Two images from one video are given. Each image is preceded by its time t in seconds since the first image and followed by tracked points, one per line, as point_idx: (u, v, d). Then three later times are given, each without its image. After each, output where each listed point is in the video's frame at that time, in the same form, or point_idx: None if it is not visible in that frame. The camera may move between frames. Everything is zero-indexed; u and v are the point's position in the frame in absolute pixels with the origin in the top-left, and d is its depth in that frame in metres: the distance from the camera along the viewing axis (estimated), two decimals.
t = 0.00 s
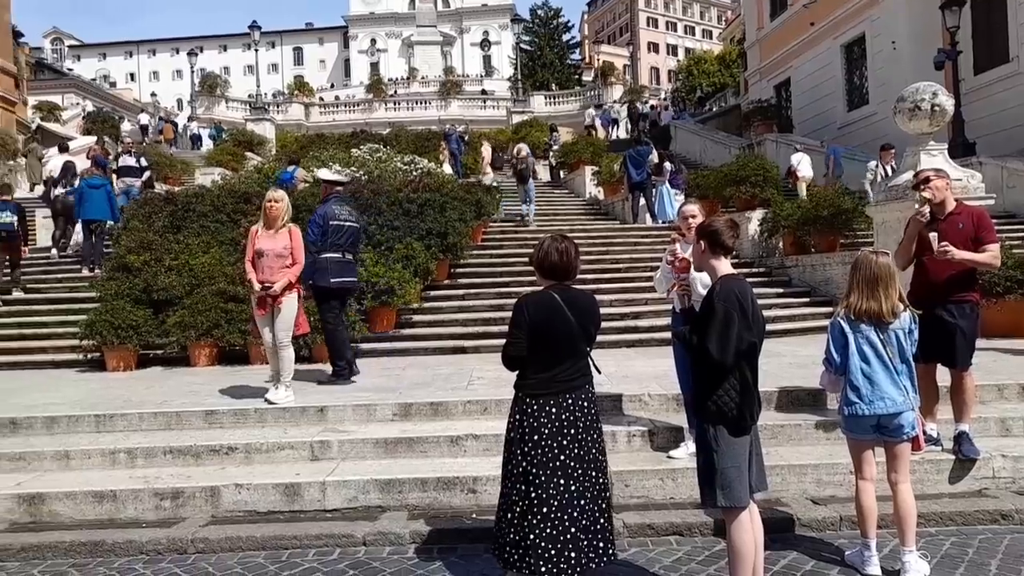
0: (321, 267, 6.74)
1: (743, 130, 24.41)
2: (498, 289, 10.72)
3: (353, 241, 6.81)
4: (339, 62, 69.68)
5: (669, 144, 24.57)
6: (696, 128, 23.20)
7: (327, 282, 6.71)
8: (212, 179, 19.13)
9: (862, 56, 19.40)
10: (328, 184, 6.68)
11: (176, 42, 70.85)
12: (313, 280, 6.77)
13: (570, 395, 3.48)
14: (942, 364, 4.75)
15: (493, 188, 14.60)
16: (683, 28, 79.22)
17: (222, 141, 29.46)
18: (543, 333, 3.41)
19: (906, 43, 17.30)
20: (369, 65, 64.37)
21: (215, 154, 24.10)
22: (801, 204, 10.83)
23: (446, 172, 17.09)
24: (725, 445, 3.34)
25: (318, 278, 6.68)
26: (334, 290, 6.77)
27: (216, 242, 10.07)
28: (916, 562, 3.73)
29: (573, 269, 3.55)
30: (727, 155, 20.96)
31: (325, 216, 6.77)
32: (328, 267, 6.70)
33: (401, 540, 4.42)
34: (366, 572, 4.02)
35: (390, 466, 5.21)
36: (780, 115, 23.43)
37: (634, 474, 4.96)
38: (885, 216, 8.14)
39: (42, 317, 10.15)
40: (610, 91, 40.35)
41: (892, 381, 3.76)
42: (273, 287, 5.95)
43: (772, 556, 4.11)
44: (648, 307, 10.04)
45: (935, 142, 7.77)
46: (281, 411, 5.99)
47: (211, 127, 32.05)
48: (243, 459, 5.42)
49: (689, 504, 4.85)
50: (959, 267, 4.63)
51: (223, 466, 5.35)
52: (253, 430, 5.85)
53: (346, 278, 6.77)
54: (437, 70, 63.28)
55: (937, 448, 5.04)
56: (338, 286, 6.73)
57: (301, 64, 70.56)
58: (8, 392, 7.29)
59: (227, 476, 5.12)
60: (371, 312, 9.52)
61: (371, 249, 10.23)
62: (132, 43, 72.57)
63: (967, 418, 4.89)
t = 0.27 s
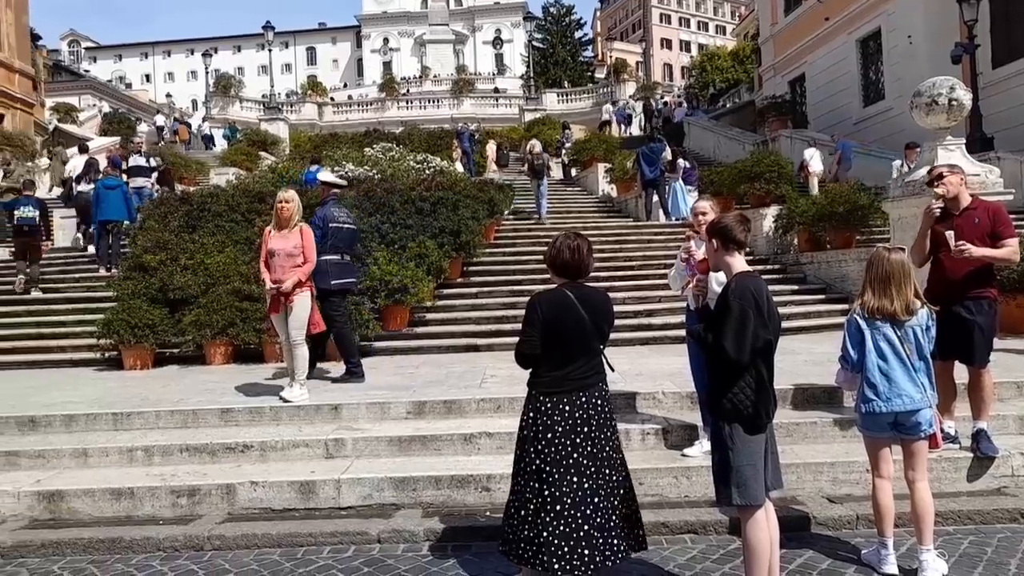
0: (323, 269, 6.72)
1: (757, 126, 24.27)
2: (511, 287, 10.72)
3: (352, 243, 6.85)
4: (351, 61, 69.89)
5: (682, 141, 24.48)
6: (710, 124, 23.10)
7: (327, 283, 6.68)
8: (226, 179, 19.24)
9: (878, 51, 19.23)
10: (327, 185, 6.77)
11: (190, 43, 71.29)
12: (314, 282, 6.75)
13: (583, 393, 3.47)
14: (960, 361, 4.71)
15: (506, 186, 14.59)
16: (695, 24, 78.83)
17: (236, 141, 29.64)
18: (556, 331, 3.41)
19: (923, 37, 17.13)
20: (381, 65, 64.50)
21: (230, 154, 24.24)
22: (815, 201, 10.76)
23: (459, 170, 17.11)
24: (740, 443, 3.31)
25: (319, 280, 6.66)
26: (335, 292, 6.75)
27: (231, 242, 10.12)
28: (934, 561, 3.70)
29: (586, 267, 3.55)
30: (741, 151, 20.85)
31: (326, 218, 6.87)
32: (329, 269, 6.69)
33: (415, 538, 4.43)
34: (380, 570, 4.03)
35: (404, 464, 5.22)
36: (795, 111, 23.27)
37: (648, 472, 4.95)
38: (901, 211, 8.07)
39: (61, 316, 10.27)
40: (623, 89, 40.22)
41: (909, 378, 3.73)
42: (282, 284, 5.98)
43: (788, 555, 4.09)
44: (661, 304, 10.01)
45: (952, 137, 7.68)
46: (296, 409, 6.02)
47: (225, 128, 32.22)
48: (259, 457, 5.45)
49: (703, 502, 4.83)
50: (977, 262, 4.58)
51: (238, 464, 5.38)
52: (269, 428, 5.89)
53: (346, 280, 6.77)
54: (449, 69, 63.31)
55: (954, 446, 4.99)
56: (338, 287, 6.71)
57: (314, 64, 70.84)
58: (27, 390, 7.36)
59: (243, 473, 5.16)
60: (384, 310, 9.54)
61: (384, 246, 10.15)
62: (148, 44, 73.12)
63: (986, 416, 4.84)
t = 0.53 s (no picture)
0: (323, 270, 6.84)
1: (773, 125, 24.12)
2: (525, 287, 10.72)
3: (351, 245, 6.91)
4: (366, 62, 70.17)
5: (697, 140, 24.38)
6: (725, 124, 23.00)
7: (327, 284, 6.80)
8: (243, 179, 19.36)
9: (896, 48, 19.07)
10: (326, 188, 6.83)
11: (207, 45, 71.82)
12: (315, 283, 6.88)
13: (597, 393, 3.47)
14: (979, 362, 4.66)
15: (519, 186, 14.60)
16: (710, 23, 78.42)
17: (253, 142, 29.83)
18: (570, 331, 3.40)
19: (942, 34, 16.96)
20: (396, 65, 64.69)
21: (247, 156, 24.40)
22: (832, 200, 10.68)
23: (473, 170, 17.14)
24: (757, 444, 3.29)
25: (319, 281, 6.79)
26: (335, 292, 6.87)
27: (248, 242, 10.19)
28: (954, 563, 3.66)
29: (601, 267, 3.54)
30: (757, 150, 20.74)
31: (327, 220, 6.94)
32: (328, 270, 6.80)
33: (431, 537, 4.44)
34: (396, 568, 4.05)
35: (419, 463, 5.23)
36: (812, 109, 23.11)
37: (664, 472, 4.93)
38: (920, 210, 7.99)
39: (80, 316, 10.38)
40: (638, 88, 40.08)
41: (927, 379, 3.70)
42: (298, 283, 6.01)
43: (805, 557, 4.06)
44: (676, 304, 9.98)
45: (971, 135, 7.60)
46: (312, 408, 6.05)
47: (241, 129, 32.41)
48: (275, 456, 5.49)
49: (719, 503, 4.81)
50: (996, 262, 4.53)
51: (255, 463, 5.41)
52: (285, 427, 5.92)
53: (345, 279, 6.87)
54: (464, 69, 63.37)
55: (974, 447, 4.94)
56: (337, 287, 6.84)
57: (329, 65, 71.16)
58: (47, 389, 7.45)
59: (260, 472, 5.19)
60: (399, 310, 9.57)
61: (396, 244, 10.02)
62: (165, 46, 73.80)
63: (1006, 417, 4.78)
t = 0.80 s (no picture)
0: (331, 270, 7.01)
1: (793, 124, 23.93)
2: (543, 287, 10.71)
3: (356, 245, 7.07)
4: (385, 63, 70.45)
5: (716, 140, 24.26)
6: (745, 123, 22.84)
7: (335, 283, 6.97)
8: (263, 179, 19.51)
9: (919, 46, 18.84)
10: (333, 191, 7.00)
11: (228, 47, 72.53)
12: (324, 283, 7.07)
13: (616, 393, 3.46)
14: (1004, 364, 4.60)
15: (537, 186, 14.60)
16: (729, 21, 77.96)
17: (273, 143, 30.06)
18: (588, 331, 3.40)
19: (966, 32, 16.73)
20: (414, 66, 64.96)
21: (267, 156, 24.60)
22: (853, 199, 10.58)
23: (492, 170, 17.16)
24: (778, 445, 3.27)
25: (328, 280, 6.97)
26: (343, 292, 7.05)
27: (268, 242, 10.25)
28: (978, 568, 3.62)
29: (620, 266, 3.53)
30: (778, 150, 20.58)
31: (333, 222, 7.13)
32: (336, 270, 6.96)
33: (449, 535, 4.45)
34: (414, 567, 4.06)
35: (437, 462, 5.25)
36: (833, 108, 22.91)
37: (684, 473, 4.92)
38: (944, 211, 7.89)
39: (104, 315, 10.50)
40: (656, 87, 39.91)
41: (950, 381, 3.65)
42: (318, 281, 6.06)
43: (826, 560, 4.03)
44: (695, 305, 9.93)
45: (996, 134, 7.50)
46: (332, 407, 6.09)
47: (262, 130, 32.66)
48: (295, 454, 5.52)
49: (739, 505, 4.78)
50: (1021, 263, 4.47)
51: (274, 461, 5.46)
52: (305, 425, 5.96)
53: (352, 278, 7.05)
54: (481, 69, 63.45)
55: (999, 451, 4.88)
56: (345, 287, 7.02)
57: (348, 66, 71.52)
58: (72, 387, 7.55)
59: (281, 469, 5.23)
60: (418, 310, 9.58)
61: (415, 245, 10.08)
62: (187, 48, 74.59)
63: None
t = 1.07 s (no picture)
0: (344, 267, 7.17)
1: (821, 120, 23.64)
2: (567, 285, 10.69)
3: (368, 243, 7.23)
4: (409, 62, 70.72)
5: (742, 137, 24.05)
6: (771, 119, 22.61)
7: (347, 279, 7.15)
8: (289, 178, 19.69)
9: (951, 39, 18.51)
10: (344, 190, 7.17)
11: (255, 47, 73.27)
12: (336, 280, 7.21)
13: (644, 392, 3.44)
14: None
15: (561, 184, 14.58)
16: (755, 16, 77.18)
17: (299, 142, 30.33)
18: (615, 328, 3.39)
19: (1000, 24, 16.40)
20: (438, 65, 65.20)
21: (293, 155, 24.82)
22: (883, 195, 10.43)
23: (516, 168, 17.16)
24: (807, 444, 3.24)
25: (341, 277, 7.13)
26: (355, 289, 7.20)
27: (295, 240, 10.34)
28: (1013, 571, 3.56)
29: (646, 263, 3.51)
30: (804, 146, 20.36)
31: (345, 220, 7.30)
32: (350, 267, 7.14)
33: (475, 531, 4.47)
34: (440, 563, 4.08)
35: (462, 459, 5.27)
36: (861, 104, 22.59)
37: (710, 472, 4.89)
38: (976, 207, 7.75)
39: (135, 312, 10.68)
40: (681, 84, 39.63)
41: (984, 380, 3.59)
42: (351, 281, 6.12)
43: (856, 560, 3.99)
44: (721, 302, 9.86)
45: None
46: (358, 403, 6.14)
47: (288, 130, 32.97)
48: (322, 450, 5.57)
49: (766, 504, 4.74)
50: None
51: (302, 457, 5.51)
52: (332, 421, 6.01)
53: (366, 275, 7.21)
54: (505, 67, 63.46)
55: None
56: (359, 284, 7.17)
57: (372, 65, 71.91)
58: (103, 383, 7.67)
59: (308, 464, 5.29)
60: (442, 307, 9.61)
61: (439, 243, 10.11)
62: (215, 49, 75.52)
63: None
